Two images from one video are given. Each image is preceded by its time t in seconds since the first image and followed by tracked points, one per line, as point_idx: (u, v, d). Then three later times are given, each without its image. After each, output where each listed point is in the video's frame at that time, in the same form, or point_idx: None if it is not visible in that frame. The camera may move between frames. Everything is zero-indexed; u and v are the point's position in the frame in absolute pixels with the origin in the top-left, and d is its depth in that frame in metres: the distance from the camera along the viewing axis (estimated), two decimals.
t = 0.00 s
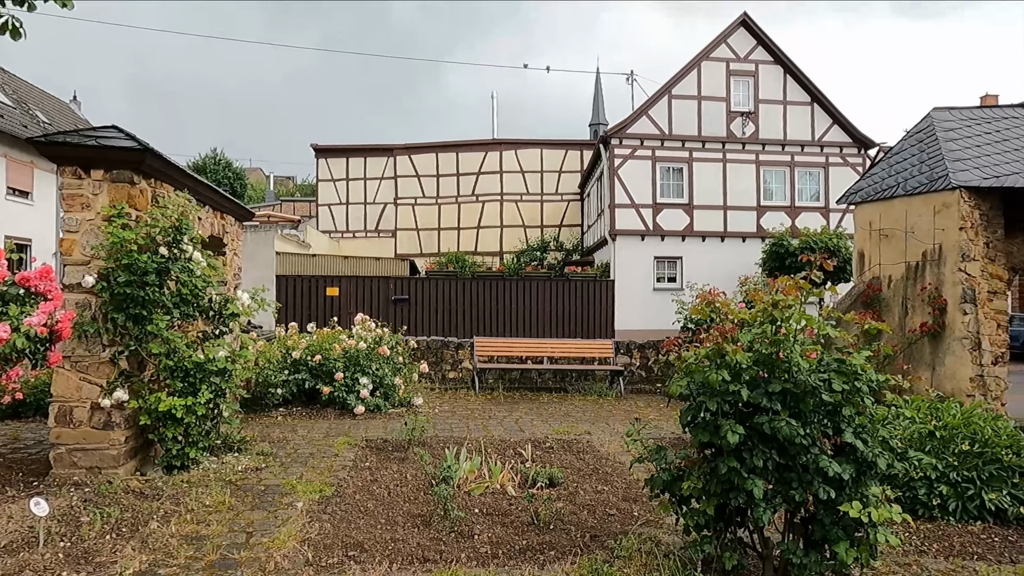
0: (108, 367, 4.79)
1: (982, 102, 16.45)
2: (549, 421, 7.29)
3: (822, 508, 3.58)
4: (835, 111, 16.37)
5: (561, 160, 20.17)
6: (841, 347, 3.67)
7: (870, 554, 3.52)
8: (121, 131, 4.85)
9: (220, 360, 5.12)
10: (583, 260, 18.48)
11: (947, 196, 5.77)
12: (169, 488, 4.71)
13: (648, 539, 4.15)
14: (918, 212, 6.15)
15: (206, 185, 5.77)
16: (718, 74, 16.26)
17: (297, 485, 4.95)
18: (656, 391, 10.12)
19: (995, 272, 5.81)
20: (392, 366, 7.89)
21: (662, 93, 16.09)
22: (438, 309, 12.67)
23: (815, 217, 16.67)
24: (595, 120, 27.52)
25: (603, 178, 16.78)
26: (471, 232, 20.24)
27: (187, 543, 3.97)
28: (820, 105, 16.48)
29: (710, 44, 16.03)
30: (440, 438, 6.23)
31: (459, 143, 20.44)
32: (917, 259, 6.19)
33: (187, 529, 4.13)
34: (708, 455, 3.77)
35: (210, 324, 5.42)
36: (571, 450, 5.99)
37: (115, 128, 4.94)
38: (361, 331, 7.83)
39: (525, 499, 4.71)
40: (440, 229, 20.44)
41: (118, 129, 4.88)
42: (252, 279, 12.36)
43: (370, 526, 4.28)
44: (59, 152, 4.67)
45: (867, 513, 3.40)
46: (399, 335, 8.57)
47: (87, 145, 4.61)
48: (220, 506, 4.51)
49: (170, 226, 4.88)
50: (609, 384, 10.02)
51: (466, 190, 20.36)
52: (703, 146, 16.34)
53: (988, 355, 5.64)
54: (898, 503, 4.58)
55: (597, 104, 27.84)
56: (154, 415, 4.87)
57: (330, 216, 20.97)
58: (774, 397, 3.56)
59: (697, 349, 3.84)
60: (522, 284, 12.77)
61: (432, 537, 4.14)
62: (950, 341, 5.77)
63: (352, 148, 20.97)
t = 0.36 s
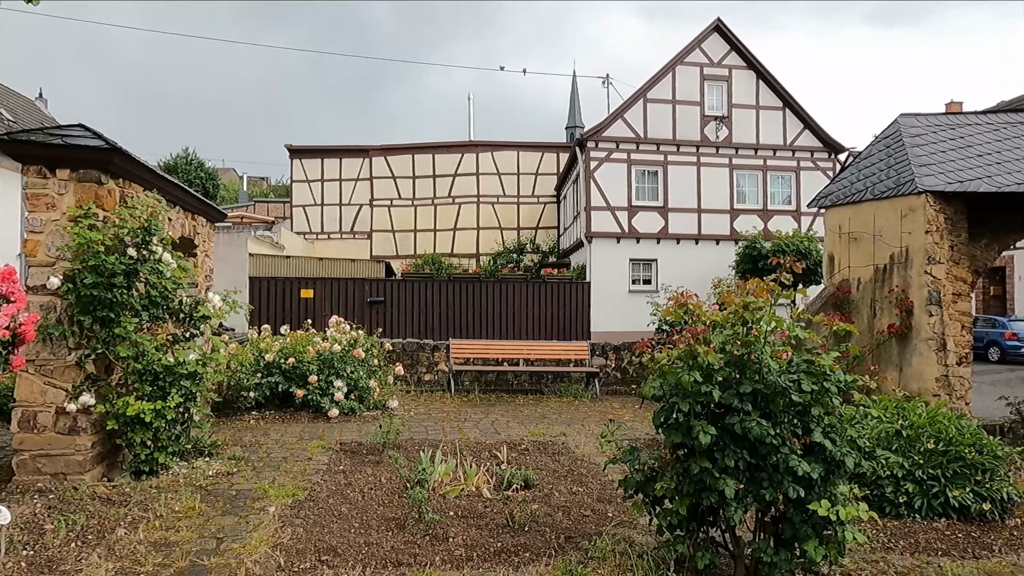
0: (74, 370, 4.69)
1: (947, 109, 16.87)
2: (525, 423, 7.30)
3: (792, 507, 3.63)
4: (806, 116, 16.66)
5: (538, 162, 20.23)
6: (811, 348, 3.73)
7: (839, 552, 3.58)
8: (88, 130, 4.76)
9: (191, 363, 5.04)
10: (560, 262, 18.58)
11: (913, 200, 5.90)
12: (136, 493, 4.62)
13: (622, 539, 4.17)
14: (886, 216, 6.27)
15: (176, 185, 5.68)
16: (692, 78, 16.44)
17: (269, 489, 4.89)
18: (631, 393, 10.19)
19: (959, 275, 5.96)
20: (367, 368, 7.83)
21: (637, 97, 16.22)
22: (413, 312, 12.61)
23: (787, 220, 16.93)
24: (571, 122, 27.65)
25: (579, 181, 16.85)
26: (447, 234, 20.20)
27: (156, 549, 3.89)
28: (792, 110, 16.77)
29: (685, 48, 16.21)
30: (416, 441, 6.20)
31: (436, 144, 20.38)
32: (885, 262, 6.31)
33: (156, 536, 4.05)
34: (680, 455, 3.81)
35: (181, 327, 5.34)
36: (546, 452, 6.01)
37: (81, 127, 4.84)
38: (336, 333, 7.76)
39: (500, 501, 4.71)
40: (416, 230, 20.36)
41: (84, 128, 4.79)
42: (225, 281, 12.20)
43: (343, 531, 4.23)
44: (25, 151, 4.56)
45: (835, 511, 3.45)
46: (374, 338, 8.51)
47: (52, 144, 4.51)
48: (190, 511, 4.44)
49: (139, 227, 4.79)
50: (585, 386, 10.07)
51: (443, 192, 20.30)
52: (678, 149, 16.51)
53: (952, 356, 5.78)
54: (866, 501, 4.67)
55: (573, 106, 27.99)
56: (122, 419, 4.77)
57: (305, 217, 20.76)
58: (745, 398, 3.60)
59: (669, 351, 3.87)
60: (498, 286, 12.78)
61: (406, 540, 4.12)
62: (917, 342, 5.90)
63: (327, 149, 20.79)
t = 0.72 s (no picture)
0: (31, 371, 4.55)
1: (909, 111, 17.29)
2: (497, 420, 7.30)
3: (759, 502, 3.68)
4: (774, 117, 16.94)
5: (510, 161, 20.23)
6: (776, 344, 3.78)
7: (803, 545, 3.64)
8: (46, 123, 4.62)
9: (155, 362, 4.93)
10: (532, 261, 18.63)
11: (877, 201, 6.03)
12: (97, 497, 4.50)
13: (592, 536, 4.19)
14: (850, 215, 6.40)
15: (139, 180, 5.55)
16: (663, 78, 16.59)
17: (236, 491, 4.81)
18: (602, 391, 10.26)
19: (921, 273, 6.11)
20: (337, 367, 7.74)
21: (609, 96, 16.32)
22: (385, 310, 12.52)
23: (756, 219, 17.19)
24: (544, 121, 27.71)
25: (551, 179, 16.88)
26: (419, 232, 20.10)
27: (117, 554, 3.79)
28: (760, 112, 17.04)
29: (656, 48, 16.34)
30: (386, 440, 6.15)
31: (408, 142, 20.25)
32: (850, 261, 6.44)
33: (117, 540, 3.95)
34: (649, 452, 3.83)
35: (144, 326, 5.22)
36: (518, 450, 6.01)
37: (39, 119, 4.69)
38: (305, 332, 7.65)
39: (472, 500, 4.69)
40: (388, 228, 20.22)
41: (42, 120, 4.65)
42: (194, 280, 11.69)
43: (311, 532, 4.18)
44: None
45: (800, 505, 3.51)
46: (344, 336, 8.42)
47: (8, 136, 4.37)
48: (153, 514, 4.34)
49: (100, 223, 4.67)
50: (557, 384, 10.11)
51: (415, 190, 20.19)
52: (649, 149, 16.64)
53: (914, 352, 5.93)
54: (831, 495, 4.77)
55: (546, 105, 28.05)
56: (82, 421, 4.64)
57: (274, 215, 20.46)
58: (713, 394, 3.63)
59: (639, 348, 3.89)
60: (471, 284, 12.77)
61: (376, 541, 4.08)
62: (880, 340, 6.04)
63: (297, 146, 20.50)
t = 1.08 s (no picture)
0: None
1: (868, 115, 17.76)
2: (464, 420, 7.28)
3: (721, 498, 3.74)
4: (738, 120, 17.24)
5: (478, 160, 20.22)
6: (738, 342, 3.84)
7: (764, 540, 3.70)
8: None
9: (110, 364, 4.78)
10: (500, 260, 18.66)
11: (836, 202, 6.18)
12: (48, 503, 4.35)
13: (558, 535, 4.20)
14: (811, 216, 6.54)
15: (94, 176, 5.39)
16: (630, 79, 16.74)
17: (196, 494, 4.70)
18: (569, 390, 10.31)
19: (877, 273, 6.28)
20: (302, 367, 7.63)
21: (577, 96, 16.41)
22: (351, 309, 12.40)
23: (721, 220, 17.46)
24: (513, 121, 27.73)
25: (519, 179, 16.90)
26: (387, 231, 19.94)
27: (69, 561, 3.67)
28: (725, 114, 17.32)
29: (623, 50, 16.48)
30: (352, 441, 6.09)
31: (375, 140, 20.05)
32: (811, 261, 6.58)
33: (70, 547, 3.83)
34: (614, 450, 3.86)
35: (99, 326, 5.06)
36: (485, 450, 5.99)
37: None
38: (269, 331, 7.51)
39: (437, 501, 4.67)
40: (354, 227, 20.00)
41: None
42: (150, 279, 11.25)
43: (273, 535, 4.11)
44: None
45: (761, 500, 3.57)
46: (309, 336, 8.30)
47: None
48: (108, 520, 4.22)
49: (52, 220, 4.52)
50: (524, 383, 10.14)
51: (383, 188, 20.01)
52: (616, 149, 16.78)
53: (871, 350, 6.08)
54: (791, 490, 4.88)
55: (514, 104, 28.07)
56: (33, 425, 4.49)
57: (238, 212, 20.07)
58: (677, 392, 3.67)
59: (603, 347, 3.91)
60: (439, 284, 12.72)
61: (340, 543, 4.03)
62: (839, 338, 6.18)
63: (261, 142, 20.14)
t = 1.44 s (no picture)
0: None
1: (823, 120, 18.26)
2: (426, 421, 7.24)
3: (678, 495, 3.79)
4: (699, 123, 17.54)
5: (442, 160, 20.17)
6: (695, 341, 3.90)
7: (720, 535, 3.77)
8: None
9: (58, 366, 4.63)
10: (463, 261, 18.68)
11: (792, 205, 6.33)
12: None
13: (518, 534, 4.21)
14: (767, 218, 6.68)
15: (40, 171, 5.21)
16: (593, 81, 16.88)
17: (147, 500, 4.57)
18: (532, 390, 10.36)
19: (831, 273, 6.45)
20: (261, 369, 7.48)
21: (540, 97, 16.48)
22: (311, 310, 12.22)
23: (682, 221, 17.73)
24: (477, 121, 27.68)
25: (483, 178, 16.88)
26: (349, 230, 19.71)
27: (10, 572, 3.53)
28: (685, 117, 17.61)
29: (586, 52, 16.61)
30: (311, 443, 6.01)
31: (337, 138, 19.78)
32: (767, 262, 6.73)
33: (12, 557, 3.68)
34: (574, 449, 3.88)
35: (45, 327, 4.89)
36: (447, 451, 5.97)
37: None
38: (226, 332, 7.35)
39: (398, 502, 4.63)
40: (316, 226, 19.70)
41: None
42: (98, 278, 10.88)
43: (229, 540, 4.02)
44: None
45: (717, 497, 3.64)
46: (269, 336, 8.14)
47: None
48: (53, 528, 4.08)
49: None
50: (487, 383, 10.16)
51: (344, 187, 19.76)
52: (579, 150, 16.90)
53: (825, 349, 6.25)
54: (747, 486, 4.98)
55: (478, 104, 28.03)
56: None
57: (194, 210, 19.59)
58: (635, 391, 3.72)
59: (563, 346, 3.93)
60: (402, 284, 12.62)
61: (298, 547, 3.97)
62: (794, 337, 6.34)
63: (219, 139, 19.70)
